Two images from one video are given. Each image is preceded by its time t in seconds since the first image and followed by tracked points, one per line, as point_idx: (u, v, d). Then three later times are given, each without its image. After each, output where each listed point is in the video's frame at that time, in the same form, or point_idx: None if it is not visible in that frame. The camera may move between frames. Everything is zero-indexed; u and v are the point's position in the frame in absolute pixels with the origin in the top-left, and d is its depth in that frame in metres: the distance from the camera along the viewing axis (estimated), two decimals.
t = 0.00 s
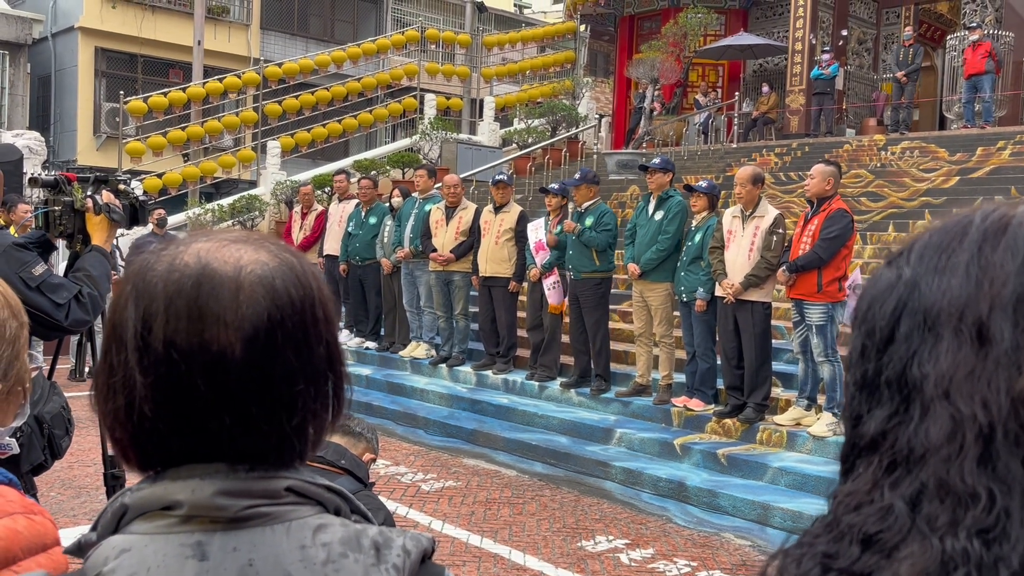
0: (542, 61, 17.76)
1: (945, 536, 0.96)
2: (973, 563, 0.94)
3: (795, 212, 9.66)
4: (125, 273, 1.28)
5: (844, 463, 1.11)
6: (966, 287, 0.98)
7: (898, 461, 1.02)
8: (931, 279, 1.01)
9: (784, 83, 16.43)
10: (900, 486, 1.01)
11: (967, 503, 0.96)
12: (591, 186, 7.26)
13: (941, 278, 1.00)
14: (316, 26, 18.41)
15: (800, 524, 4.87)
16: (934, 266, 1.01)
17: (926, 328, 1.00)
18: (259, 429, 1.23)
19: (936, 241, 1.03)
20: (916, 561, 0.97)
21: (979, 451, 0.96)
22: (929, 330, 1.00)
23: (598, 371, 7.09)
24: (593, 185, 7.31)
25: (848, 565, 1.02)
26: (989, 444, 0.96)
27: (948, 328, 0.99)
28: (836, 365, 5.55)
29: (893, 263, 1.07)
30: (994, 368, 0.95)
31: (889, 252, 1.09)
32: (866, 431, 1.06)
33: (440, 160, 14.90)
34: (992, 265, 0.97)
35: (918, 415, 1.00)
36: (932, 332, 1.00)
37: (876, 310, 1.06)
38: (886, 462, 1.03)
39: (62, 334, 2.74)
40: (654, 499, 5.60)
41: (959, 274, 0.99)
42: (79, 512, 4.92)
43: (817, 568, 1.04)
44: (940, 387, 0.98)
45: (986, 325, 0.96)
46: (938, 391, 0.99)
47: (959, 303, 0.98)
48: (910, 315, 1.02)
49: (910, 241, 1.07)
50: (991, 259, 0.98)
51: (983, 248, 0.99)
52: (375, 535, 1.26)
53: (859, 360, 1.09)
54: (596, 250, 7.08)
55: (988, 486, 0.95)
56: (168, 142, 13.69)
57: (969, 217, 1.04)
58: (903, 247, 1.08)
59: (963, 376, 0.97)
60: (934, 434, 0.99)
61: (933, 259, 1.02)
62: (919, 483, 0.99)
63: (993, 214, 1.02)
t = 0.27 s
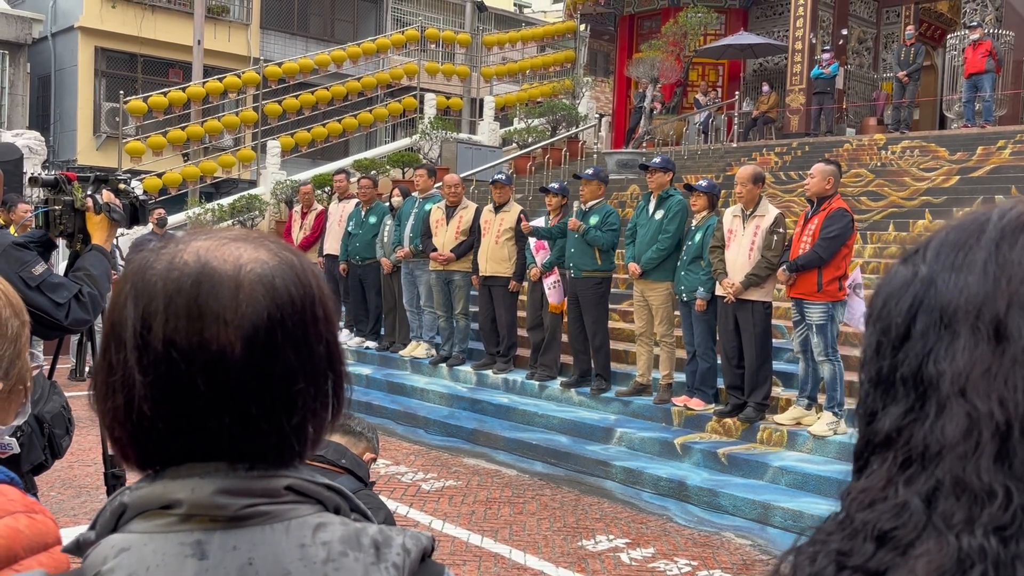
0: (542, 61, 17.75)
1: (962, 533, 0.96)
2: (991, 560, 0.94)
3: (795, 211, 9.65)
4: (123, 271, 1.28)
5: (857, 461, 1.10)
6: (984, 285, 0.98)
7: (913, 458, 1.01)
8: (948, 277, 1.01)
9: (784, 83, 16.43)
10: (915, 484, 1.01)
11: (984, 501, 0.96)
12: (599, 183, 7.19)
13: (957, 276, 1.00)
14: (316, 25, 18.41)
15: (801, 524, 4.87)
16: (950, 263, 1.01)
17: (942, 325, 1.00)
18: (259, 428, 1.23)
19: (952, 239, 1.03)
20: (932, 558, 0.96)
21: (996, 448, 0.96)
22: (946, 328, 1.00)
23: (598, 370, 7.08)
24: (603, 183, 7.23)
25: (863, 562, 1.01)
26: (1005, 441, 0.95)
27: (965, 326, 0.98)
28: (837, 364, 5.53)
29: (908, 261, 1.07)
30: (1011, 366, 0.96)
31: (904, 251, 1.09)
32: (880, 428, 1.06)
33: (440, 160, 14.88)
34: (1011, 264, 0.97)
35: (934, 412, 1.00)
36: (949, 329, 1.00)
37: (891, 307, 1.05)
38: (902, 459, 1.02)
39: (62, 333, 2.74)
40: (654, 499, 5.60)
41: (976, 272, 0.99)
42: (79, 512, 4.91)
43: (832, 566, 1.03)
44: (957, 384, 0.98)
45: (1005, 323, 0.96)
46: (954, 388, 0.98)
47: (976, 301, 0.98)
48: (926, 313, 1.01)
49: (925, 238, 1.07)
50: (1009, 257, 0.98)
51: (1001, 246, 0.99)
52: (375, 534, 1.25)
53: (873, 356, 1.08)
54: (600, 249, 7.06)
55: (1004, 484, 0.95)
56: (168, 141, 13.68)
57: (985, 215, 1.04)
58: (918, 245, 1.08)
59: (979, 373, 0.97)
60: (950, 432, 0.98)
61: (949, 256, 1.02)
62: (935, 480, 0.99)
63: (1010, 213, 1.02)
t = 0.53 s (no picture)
0: (542, 60, 17.76)
1: (964, 533, 0.96)
2: (993, 560, 0.94)
3: (795, 210, 9.65)
4: (119, 270, 1.28)
5: (859, 461, 1.11)
6: (985, 285, 0.98)
7: (915, 457, 1.01)
8: (950, 276, 1.01)
9: (783, 82, 16.44)
10: (917, 483, 1.00)
11: (986, 501, 0.96)
12: (604, 182, 7.19)
13: (959, 276, 1.00)
14: (315, 25, 18.40)
15: (800, 523, 4.87)
16: (952, 263, 1.01)
17: (944, 326, 1.00)
18: (255, 427, 1.23)
19: (954, 239, 1.03)
20: (934, 558, 0.96)
21: (998, 448, 0.96)
22: (948, 327, 1.00)
23: (598, 369, 7.08)
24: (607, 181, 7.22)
25: (864, 562, 1.01)
26: (1008, 441, 0.95)
27: (967, 325, 0.98)
28: (836, 363, 5.53)
29: (910, 260, 1.07)
30: (1013, 366, 0.96)
31: (906, 250, 1.09)
32: (882, 428, 1.06)
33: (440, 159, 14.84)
34: (1013, 264, 0.97)
35: (936, 412, 1.00)
36: (950, 329, 1.00)
37: (894, 307, 1.05)
38: (903, 459, 1.02)
39: (62, 333, 2.74)
40: (654, 497, 5.60)
41: (978, 272, 0.99)
42: (78, 511, 4.92)
43: (834, 566, 1.04)
44: (958, 384, 0.98)
45: (1007, 322, 0.96)
46: (956, 388, 0.98)
47: (978, 301, 0.98)
48: (929, 312, 1.02)
49: (926, 238, 1.07)
50: (1010, 258, 0.98)
51: (1003, 246, 0.99)
52: (372, 534, 1.25)
53: (875, 356, 1.08)
54: (603, 247, 7.06)
55: (1006, 484, 0.95)
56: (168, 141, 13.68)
57: (987, 215, 1.04)
58: (920, 245, 1.08)
59: (982, 373, 0.97)
60: (952, 432, 0.98)
61: (951, 256, 1.02)
62: (937, 480, 0.99)
63: (1012, 212, 1.02)
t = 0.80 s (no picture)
0: (542, 59, 17.74)
1: (969, 534, 0.95)
2: (998, 561, 0.93)
3: (795, 209, 9.65)
4: (114, 269, 1.27)
5: (863, 461, 1.10)
6: (990, 283, 0.97)
7: (918, 457, 1.01)
8: (954, 275, 1.00)
9: (783, 81, 16.43)
10: (920, 484, 1.00)
11: (990, 501, 0.95)
12: (603, 181, 7.18)
13: (963, 274, 0.99)
14: (315, 24, 18.39)
15: (801, 521, 4.87)
16: (956, 261, 1.00)
17: (947, 324, 0.99)
18: (250, 426, 1.22)
19: (958, 237, 1.02)
20: (938, 559, 0.96)
21: (1003, 448, 0.95)
22: (951, 326, 0.99)
23: (598, 368, 7.08)
24: (607, 180, 7.21)
25: (868, 564, 1.00)
26: (1012, 441, 0.94)
27: (971, 324, 0.98)
28: (836, 361, 5.53)
29: (915, 259, 1.06)
30: (1018, 365, 0.94)
31: (910, 247, 1.09)
32: (886, 428, 1.05)
33: (439, 157, 14.83)
34: (1017, 261, 0.96)
35: (939, 412, 0.99)
36: (955, 327, 0.99)
37: (898, 305, 1.05)
38: (907, 459, 1.02)
39: (60, 332, 2.73)
40: (654, 496, 5.60)
41: (982, 269, 0.98)
42: (77, 510, 4.91)
43: (837, 567, 1.03)
44: (962, 383, 0.97)
45: (1011, 320, 0.95)
46: (959, 388, 0.97)
47: (983, 299, 0.97)
48: (933, 310, 1.01)
49: (931, 236, 1.06)
50: (1015, 254, 0.97)
51: (1007, 243, 0.98)
52: (369, 534, 1.24)
53: (879, 354, 1.08)
54: (605, 246, 7.06)
55: (1011, 484, 0.94)
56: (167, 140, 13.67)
57: (991, 213, 1.03)
58: (924, 243, 1.07)
59: (985, 372, 0.96)
60: (956, 431, 0.97)
61: (955, 254, 1.01)
62: (942, 480, 0.98)
63: (1016, 209, 1.01)
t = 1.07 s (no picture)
0: (541, 57, 17.74)
1: (978, 534, 0.94)
2: (1007, 561, 0.92)
3: (796, 207, 9.65)
4: (110, 268, 1.27)
5: (869, 460, 1.10)
6: (1000, 280, 0.96)
7: (927, 457, 1.00)
8: (963, 272, 0.99)
9: (783, 79, 16.43)
10: (929, 483, 0.99)
11: (1000, 500, 0.94)
12: (606, 179, 7.16)
13: (973, 271, 0.98)
14: (315, 22, 18.39)
15: (801, 520, 4.86)
16: (964, 258, 1.00)
17: (956, 322, 0.99)
18: (248, 425, 1.22)
19: (968, 234, 1.01)
20: (947, 559, 0.95)
21: (1013, 447, 0.93)
22: (961, 324, 0.98)
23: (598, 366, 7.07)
24: (608, 177, 7.20)
25: (874, 564, 1.00)
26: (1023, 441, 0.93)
27: (981, 321, 0.97)
28: (837, 359, 5.53)
29: (923, 256, 1.05)
30: None
31: (918, 245, 1.08)
32: (893, 426, 1.05)
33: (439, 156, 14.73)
34: None
35: (948, 410, 0.98)
36: (963, 326, 0.98)
37: (905, 303, 1.04)
38: (914, 458, 1.02)
39: (60, 331, 2.72)
40: (654, 494, 5.59)
41: (991, 267, 0.97)
42: (77, 510, 4.90)
43: (844, 568, 1.03)
44: (972, 381, 0.96)
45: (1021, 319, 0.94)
46: (969, 386, 0.96)
47: (992, 296, 0.96)
48: (941, 308, 1.00)
49: (939, 235, 1.06)
50: None
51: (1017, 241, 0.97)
52: (369, 534, 1.24)
53: (885, 354, 1.07)
54: (607, 244, 7.05)
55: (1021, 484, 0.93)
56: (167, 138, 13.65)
57: (1000, 210, 1.02)
58: (932, 241, 1.07)
59: (996, 371, 0.95)
60: (966, 429, 0.96)
61: (965, 252, 1.00)
62: (950, 478, 0.97)
63: None
